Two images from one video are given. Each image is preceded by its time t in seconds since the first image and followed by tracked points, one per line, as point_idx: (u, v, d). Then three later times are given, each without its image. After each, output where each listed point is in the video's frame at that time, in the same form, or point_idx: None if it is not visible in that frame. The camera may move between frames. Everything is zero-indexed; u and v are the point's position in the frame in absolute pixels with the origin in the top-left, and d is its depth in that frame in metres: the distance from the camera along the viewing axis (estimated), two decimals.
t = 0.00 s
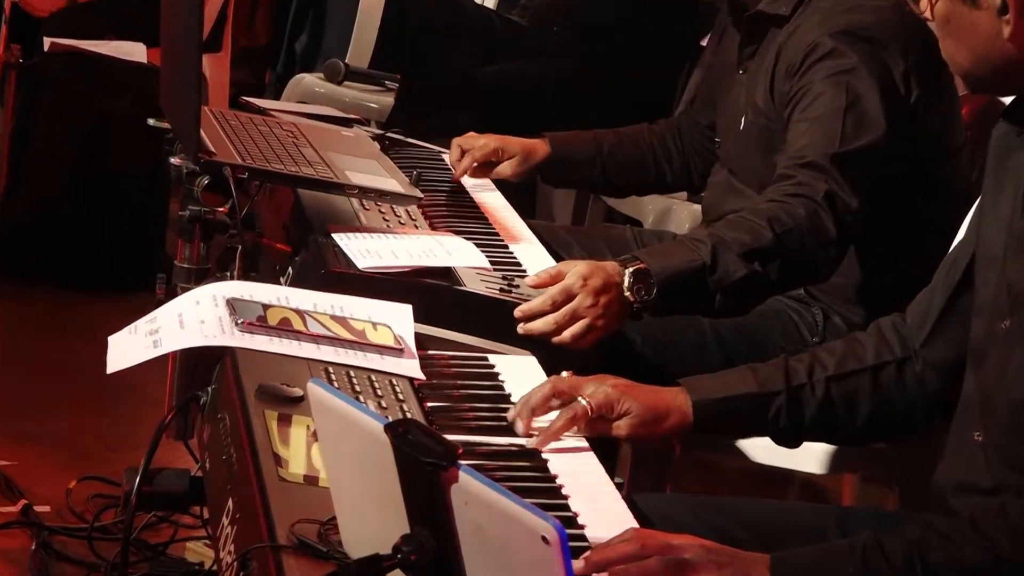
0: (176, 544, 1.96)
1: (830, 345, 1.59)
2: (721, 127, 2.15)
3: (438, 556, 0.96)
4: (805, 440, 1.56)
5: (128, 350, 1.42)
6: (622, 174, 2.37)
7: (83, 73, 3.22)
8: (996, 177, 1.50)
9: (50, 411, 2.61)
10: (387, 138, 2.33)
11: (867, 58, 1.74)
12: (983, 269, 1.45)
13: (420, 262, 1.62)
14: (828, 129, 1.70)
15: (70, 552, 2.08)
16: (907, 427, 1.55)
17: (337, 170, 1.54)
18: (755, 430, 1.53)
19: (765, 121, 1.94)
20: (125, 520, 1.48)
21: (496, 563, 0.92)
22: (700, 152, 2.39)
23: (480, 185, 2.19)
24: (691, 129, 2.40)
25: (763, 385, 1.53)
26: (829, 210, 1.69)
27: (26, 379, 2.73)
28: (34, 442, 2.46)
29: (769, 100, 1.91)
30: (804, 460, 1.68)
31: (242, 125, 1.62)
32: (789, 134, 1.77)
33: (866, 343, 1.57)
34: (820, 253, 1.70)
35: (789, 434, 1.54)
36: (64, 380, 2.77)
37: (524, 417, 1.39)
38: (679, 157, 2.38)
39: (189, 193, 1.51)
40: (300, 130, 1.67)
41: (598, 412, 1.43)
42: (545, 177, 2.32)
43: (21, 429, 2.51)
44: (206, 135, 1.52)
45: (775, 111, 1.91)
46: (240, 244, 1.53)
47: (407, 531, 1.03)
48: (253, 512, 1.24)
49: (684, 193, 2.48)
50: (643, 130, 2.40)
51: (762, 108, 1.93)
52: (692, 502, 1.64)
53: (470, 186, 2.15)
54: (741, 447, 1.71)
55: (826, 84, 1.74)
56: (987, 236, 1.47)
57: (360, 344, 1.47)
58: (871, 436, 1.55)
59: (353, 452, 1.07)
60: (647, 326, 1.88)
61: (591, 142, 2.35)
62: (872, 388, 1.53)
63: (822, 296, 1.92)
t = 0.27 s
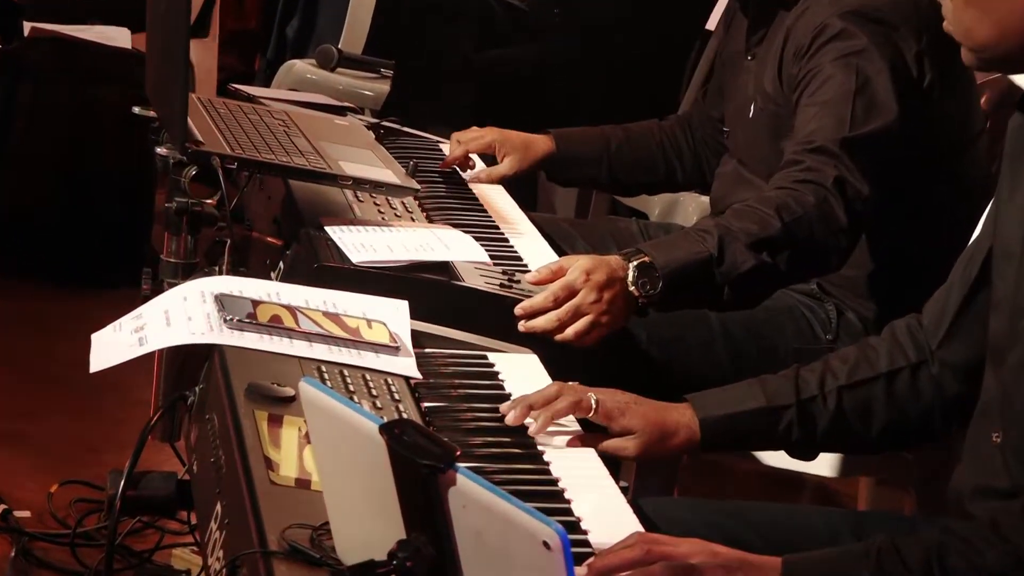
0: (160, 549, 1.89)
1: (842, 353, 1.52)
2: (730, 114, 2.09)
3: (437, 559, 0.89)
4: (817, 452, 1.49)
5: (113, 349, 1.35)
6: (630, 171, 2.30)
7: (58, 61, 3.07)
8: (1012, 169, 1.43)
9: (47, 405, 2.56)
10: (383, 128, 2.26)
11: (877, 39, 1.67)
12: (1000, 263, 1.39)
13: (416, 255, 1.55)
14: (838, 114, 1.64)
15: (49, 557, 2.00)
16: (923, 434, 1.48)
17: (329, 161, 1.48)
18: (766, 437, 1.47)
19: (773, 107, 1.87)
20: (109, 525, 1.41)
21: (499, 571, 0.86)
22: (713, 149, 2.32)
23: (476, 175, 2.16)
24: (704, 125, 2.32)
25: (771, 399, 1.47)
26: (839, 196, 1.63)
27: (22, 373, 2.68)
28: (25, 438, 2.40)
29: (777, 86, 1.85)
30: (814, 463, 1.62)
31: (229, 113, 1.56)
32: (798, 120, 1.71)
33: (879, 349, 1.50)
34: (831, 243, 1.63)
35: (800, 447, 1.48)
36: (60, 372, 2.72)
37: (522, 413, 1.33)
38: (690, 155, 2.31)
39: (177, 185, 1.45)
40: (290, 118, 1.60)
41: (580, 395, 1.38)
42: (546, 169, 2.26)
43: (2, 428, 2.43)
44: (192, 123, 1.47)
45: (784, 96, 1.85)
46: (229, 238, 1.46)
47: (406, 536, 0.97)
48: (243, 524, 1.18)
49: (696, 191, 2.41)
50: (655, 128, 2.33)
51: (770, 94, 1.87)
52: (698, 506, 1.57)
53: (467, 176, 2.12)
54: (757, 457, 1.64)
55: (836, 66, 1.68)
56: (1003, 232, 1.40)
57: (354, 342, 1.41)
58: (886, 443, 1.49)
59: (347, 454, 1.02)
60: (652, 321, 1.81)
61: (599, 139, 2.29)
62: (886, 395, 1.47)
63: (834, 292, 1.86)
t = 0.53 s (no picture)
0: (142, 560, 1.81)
1: (860, 351, 1.45)
2: (740, 102, 2.01)
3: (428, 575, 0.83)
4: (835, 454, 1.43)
5: (95, 350, 1.28)
6: (635, 167, 2.24)
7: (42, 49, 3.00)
8: None
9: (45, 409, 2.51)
10: (378, 119, 2.19)
11: (893, 20, 1.62)
12: None
13: (413, 252, 1.49)
14: (849, 99, 1.59)
15: (28, 569, 1.92)
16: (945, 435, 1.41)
17: (322, 152, 1.41)
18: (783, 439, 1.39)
19: (783, 94, 1.81)
20: (91, 536, 1.34)
21: None
22: (719, 144, 2.27)
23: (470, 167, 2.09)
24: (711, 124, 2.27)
25: (786, 399, 1.40)
26: (850, 182, 1.58)
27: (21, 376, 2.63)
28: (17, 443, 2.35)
29: (788, 72, 1.79)
30: (828, 468, 1.55)
31: (217, 103, 1.49)
32: (808, 107, 1.67)
33: (900, 347, 1.43)
34: (845, 230, 1.59)
35: (817, 449, 1.41)
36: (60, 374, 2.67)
37: (530, 424, 1.26)
38: (696, 150, 2.25)
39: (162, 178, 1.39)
40: (280, 107, 1.54)
41: (579, 385, 1.31)
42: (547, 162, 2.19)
43: None
44: (178, 113, 1.41)
45: (795, 83, 1.78)
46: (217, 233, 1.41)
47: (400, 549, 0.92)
48: (230, 532, 1.10)
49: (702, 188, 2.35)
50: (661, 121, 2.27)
51: (779, 80, 1.81)
52: (707, 513, 1.50)
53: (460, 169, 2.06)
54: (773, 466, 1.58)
55: (849, 48, 1.63)
56: None
57: (348, 343, 1.34)
58: (907, 446, 1.42)
59: (341, 461, 0.96)
60: (658, 320, 1.74)
61: (604, 132, 2.22)
62: (907, 393, 1.40)
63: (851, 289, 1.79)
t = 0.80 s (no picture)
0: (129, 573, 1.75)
1: (888, 362, 1.39)
2: (752, 95, 1.93)
3: None
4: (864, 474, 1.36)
5: (75, 353, 1.22)
6: (638, 160, 2.18)
7: (39, 46, 2.95)
8: None
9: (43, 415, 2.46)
10: (373, 111, 2.13)
11: (910, 11, 1.56)
12: None
13: (409, 250, 1.43)
14: (866, 92, 1.54)
15: None
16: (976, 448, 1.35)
17: (315, 149, 1.35)
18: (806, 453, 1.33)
19: (797, 87, 1.75)
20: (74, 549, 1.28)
21: None
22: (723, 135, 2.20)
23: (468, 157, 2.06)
24: (717, 117, 2.20)
25: (812, 413, 1.33)
26: (867, 178, 1.52)
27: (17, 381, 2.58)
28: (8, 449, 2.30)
29: (802, 64, 1.72)
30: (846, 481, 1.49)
31: (207, 97, 1.43)
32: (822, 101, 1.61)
33: (930, 358, 1.37)
34: (860, 227, 1.54)
35: (844, 467, 1.34)
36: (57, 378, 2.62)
37: (533, 431, 1.20)
38: (702, 142, 2.19)
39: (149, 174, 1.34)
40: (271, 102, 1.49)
41: (591, 397, 1.22)
42: (549, 157, 2.13)
43: None
44: (164, 104, 1.35)
45: (809, 75, 1.72)
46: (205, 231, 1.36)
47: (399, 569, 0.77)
48: (219, 545, 1.05)
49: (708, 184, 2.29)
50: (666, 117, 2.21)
51: (792, 73, 1.75)
52: (718, 524, 1.44)
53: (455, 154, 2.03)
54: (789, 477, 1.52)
55: (865, 40, 1.57)
56: None
57: (342, 346, 1.28)
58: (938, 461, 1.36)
59: (311, 465, 0.84)
60: (666, 323, 1.67)
61: (606, 126, 2.16)
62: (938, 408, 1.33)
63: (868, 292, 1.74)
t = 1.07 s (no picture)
0: None
1: (904, 361, 1.34)
2: (763, 85, 1.89)
3: None
4: (880, 477, 1.32)
5: (62, 354, 1.17)
6: (648, 151, 2.15)
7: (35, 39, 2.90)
8: None
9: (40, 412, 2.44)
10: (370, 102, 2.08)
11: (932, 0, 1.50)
12: None
13: (408, 247, 1.38)
14: (885, 87, 1.49)
15: None
16: (996, 448, 1.30)
17: (309, 141, 1.31)
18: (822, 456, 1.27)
19: (812, 78, 1.70)
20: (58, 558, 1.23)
21: None
22: (736, 126, 2.16)
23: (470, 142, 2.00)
24: (731, 107, 2.17)
25: (826, 415, 1.28)
26: (885, 175, 1.47)
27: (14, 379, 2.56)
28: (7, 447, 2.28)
29: (816, 55, 1.68)
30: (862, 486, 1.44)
31: (199, 89, 1.39)
32: (839, 94, 1.57)
33: (948, 356, 1.31)
34: (878, 226, 1.48)
35: (859, 471, 1.29)
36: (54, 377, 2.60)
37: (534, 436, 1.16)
38: (714, 133, 2.16)
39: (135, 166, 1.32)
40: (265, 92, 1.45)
41: (594, 402, 1.17)
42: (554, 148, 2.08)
43: None
44: (152, 94, 1.31)
45: (823, 65, 1.68)
46: (195, 224, 1.35)
47: None
48: (211, 554, 0.98)
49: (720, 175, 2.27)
50: (677, 111, 2.18)
51: (808, 63, 1.70)
52: (731, 531, 1.39)
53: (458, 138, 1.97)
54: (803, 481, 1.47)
55: (885, 30, 1.51)
56: None
57: (338, 346, 1.23)
58: (956, 464, 1.31)
59: (305, 470, 0.78)
60: (674, 323, 1.62)
61: (614, 115, 2.12)
62: (957, 408, 1.28)
63: (883, 290, 1.69)
